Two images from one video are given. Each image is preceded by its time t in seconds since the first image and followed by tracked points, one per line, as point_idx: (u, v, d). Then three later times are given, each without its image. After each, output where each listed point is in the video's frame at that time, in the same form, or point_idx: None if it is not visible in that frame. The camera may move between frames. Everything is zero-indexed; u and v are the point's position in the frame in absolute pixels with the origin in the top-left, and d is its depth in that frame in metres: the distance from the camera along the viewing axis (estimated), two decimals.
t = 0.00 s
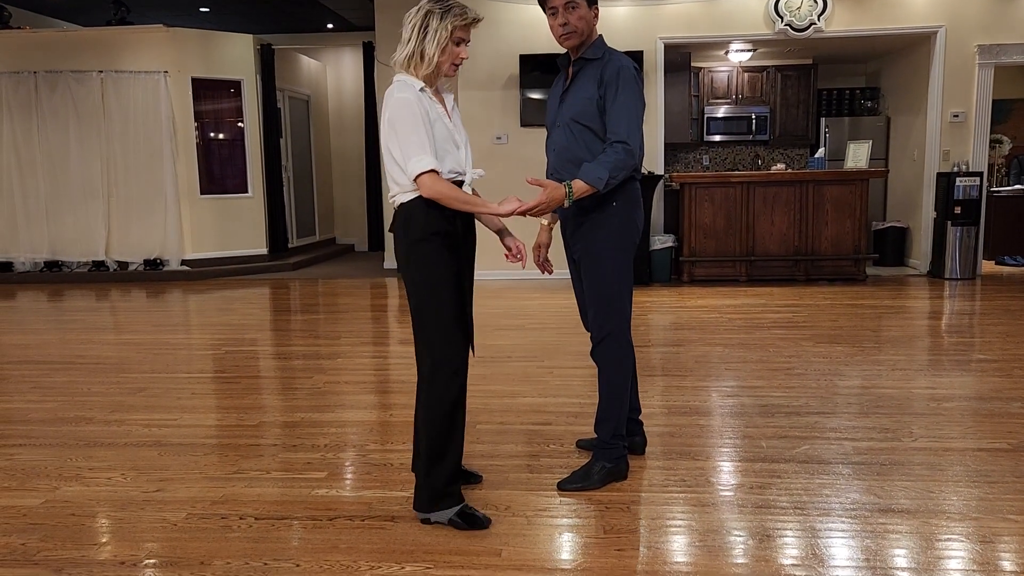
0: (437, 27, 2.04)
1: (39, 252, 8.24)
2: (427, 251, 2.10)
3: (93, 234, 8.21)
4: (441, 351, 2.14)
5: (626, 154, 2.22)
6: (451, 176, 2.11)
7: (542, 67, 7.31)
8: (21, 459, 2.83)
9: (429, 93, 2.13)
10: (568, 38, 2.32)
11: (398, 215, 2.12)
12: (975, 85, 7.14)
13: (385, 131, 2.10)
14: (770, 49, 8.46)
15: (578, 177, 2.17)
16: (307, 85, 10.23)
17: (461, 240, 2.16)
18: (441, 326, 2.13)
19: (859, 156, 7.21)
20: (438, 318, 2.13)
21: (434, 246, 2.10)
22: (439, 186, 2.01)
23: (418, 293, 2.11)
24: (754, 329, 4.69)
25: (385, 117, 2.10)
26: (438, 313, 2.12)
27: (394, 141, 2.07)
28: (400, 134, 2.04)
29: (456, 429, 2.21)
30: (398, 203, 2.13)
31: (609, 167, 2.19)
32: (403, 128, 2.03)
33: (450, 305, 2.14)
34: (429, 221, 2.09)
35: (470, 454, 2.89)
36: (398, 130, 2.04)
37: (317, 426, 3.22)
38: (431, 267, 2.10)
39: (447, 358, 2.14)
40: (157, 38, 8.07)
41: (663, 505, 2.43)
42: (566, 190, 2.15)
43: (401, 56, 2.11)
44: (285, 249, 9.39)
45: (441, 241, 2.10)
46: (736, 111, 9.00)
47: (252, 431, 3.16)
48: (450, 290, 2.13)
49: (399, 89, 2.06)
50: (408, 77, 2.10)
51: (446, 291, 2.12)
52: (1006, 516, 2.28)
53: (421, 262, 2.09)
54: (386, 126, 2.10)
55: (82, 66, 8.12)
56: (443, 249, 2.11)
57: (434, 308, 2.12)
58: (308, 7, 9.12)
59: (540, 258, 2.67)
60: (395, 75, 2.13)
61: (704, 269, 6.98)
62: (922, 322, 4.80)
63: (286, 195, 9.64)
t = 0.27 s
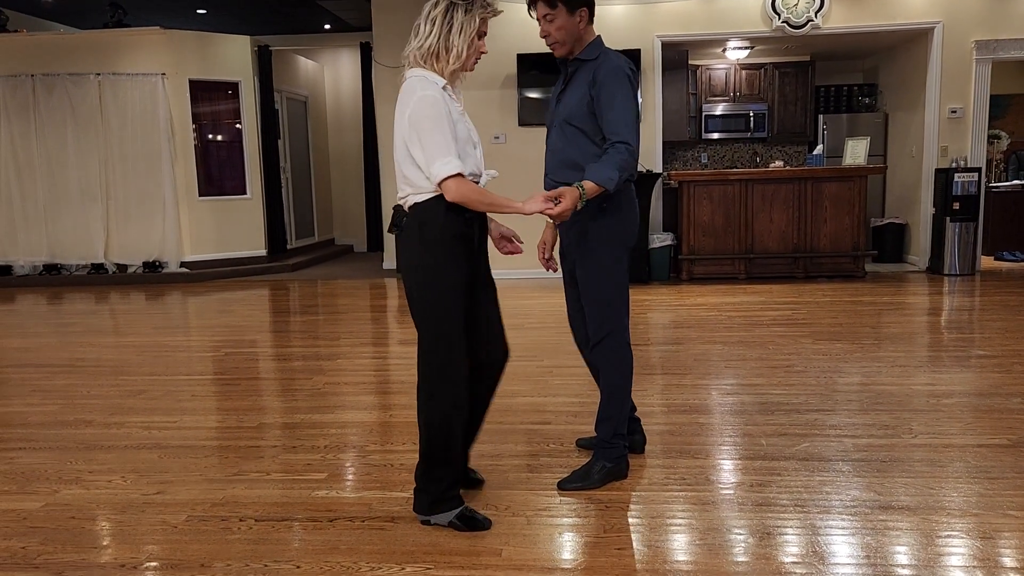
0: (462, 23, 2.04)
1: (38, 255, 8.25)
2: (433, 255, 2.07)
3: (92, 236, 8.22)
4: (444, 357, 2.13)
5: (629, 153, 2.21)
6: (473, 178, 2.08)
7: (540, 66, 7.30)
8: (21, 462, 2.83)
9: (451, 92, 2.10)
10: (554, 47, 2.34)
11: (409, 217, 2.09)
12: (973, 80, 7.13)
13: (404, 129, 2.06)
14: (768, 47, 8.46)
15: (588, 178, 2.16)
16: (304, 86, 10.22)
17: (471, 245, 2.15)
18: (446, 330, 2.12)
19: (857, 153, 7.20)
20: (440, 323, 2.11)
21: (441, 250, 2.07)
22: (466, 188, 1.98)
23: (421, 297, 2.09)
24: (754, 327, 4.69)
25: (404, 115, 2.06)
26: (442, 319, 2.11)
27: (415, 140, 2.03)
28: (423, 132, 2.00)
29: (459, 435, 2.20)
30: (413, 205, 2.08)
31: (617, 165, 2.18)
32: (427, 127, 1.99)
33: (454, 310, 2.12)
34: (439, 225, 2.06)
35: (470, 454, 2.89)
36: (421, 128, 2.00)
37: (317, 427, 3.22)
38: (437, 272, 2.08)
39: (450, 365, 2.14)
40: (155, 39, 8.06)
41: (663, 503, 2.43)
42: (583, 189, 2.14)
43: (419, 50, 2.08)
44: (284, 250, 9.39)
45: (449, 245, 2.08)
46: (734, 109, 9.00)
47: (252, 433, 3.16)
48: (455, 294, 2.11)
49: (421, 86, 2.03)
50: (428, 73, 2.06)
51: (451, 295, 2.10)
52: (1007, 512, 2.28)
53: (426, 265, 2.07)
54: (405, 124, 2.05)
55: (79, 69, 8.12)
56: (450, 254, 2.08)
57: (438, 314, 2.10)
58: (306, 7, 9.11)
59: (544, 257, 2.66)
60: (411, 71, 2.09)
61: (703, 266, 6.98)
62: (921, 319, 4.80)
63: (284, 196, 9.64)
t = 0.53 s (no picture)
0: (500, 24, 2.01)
1: (39, 259, 8.27)
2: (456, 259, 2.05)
3: (93, 240, 8.24)
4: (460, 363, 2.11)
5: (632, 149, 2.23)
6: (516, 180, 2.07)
7: (539, 66, 7.30)
8: (23, 467, 2.84)
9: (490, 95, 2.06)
10: (537, 46, 2.35)
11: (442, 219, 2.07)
12: (971, 76, 7.13)
13: (447, 133, 2.00)
14: (766, 44, 8.45)
15: (607, 177, 2.18)
16: (304, 88, 10.23)
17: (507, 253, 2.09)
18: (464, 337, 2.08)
19: (857, 150, 7.19)
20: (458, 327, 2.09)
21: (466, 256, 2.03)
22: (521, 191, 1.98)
23: (443, 301, 2.08)
24: (754, 325, 4.68)
25: (446, 118, 2.00)
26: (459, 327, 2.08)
27: (463, 144, 1.98)
28: (473, 135, 1.96)
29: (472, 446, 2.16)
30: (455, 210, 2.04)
31: (628, 161, 2.20)
32: (478, 129, 1.95)
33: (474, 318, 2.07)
34: (469, 229, 2.02)
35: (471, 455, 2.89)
36: (471, 131, 1.95)
37: (317, 429, 3.23)
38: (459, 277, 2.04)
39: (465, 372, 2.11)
40: (154, 43, 8.08)
41: (664, 502, 2.44)
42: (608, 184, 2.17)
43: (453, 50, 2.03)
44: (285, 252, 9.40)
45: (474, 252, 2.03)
46: (733, 107, 9.00)
47: (253, 436, 3.17)
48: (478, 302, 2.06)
49: (464, 88, 1.98)
50: (467, 75, 2.02)
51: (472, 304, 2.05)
52: (1007, 508, 2.28)
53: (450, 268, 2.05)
54: (450, 127, 1.99)
55: (79, 73, 8.13)
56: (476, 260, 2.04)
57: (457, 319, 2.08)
58: (304, 9, 9.12)
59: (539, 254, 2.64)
60: (447, 72, 2.03)
61: (703, 265, 6.98)
62: (921, 315, 4.79)
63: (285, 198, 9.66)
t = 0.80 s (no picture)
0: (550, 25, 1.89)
1: (41, 264, 8.29)
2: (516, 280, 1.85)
3: (95, 244, 8.26)
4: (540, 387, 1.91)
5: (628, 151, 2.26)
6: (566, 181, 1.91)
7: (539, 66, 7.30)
8: (27, 472, 2.85)
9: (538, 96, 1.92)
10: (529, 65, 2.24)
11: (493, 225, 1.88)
12: (972, 73, 7.11)
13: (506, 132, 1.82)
14: (766, 42, 8.45)
15: (619, 179, 2.17)
16: (304, 90, 10.24)
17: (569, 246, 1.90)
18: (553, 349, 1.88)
19: (857, 147, 7.18)
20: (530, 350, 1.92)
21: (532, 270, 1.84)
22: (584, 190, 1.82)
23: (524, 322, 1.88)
24: (756, 324, 4.67)
25: (504, 117, 1.82)
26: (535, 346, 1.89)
27: (526, 143, 1.80)
28: (538, 134, 1.79)
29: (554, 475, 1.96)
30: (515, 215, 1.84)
31: (630, 162, 2.22)
32: (544, 128, 1.78)
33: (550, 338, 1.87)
34: (533, 232, 1.82)
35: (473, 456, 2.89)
36: (534, 131, 1.78)
37: (320, 432, 3.23)
38: (523, 292, 1.84)
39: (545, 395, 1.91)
40: (154, 47, 8.09)
41: (667, 501, 2.44)
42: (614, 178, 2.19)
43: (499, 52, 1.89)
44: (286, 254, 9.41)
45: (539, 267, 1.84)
46: (734, 105, 8.99)
47: (256, 439, 3.17)
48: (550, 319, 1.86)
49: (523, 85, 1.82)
50: (519, 74, 1.86)
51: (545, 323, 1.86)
52: (1010, 505, 2.27)
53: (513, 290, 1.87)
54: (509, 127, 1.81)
55: (80, 78, 8.15)
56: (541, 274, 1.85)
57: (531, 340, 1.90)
58: (303, 12, 9.13)
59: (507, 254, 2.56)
60: (499, 72, 1.87)
61: (705, 263, 6.98)
62: (924, 312, 4.78)
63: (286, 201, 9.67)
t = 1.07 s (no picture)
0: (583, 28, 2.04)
1: (45, 267, 8.32)
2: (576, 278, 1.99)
3: (99, 247, 8.28)
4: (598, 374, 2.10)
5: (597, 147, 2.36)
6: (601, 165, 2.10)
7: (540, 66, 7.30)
8: (34, 475, 2.86)
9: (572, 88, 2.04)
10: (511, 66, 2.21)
11: (549, 218, 1.98)
12: (974, 68, 7.10)
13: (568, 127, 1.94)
14: (767, 39, 8.43)
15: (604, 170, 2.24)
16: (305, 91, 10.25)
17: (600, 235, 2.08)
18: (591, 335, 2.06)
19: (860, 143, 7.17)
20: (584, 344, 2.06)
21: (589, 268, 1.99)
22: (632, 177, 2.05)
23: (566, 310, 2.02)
24: (760, 321, 4.67)
25: (567, 112, 1.93)
26: (594, 337, 2.04)
27: (588, 141, 1.95)
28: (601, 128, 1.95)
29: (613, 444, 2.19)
30: (573, 205, 1.98)
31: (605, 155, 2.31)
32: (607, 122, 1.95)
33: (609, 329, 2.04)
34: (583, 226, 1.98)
35: (479, 456, 2.89)
36: (597, 129, 1.94)
37: (325, 432, 3.24)
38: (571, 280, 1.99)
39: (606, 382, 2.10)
40: (155, 49, 8.10)
41: (673, 499, 2.44)
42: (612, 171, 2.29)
43: (543, 48, 1.97)
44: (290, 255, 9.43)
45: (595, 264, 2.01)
46: (736, 102, 8.98)
47: (262, 440, 3.18)
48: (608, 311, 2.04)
49: (580, 80, 1.94)
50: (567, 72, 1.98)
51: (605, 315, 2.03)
52: (1017, 501, 2.27)
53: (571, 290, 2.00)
54: (572, 121, 1.94)
55: (82, 81, 8.17)
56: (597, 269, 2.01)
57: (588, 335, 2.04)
58: (304, 13, 9.13)
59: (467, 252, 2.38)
60: (551, 67, 1.95)
61: (708, 261, 6.97)
62: (929, 308, 4.77)
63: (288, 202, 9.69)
